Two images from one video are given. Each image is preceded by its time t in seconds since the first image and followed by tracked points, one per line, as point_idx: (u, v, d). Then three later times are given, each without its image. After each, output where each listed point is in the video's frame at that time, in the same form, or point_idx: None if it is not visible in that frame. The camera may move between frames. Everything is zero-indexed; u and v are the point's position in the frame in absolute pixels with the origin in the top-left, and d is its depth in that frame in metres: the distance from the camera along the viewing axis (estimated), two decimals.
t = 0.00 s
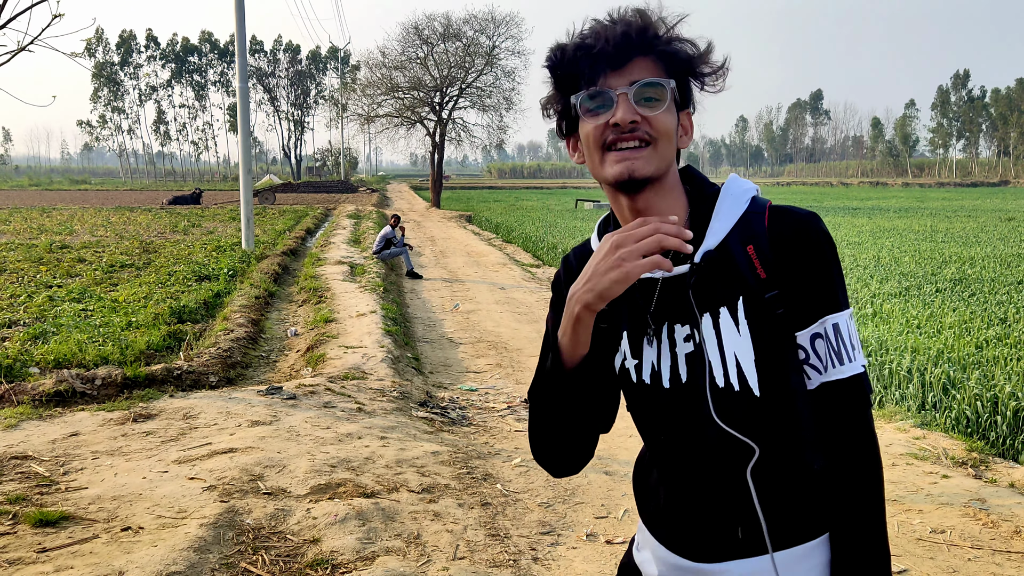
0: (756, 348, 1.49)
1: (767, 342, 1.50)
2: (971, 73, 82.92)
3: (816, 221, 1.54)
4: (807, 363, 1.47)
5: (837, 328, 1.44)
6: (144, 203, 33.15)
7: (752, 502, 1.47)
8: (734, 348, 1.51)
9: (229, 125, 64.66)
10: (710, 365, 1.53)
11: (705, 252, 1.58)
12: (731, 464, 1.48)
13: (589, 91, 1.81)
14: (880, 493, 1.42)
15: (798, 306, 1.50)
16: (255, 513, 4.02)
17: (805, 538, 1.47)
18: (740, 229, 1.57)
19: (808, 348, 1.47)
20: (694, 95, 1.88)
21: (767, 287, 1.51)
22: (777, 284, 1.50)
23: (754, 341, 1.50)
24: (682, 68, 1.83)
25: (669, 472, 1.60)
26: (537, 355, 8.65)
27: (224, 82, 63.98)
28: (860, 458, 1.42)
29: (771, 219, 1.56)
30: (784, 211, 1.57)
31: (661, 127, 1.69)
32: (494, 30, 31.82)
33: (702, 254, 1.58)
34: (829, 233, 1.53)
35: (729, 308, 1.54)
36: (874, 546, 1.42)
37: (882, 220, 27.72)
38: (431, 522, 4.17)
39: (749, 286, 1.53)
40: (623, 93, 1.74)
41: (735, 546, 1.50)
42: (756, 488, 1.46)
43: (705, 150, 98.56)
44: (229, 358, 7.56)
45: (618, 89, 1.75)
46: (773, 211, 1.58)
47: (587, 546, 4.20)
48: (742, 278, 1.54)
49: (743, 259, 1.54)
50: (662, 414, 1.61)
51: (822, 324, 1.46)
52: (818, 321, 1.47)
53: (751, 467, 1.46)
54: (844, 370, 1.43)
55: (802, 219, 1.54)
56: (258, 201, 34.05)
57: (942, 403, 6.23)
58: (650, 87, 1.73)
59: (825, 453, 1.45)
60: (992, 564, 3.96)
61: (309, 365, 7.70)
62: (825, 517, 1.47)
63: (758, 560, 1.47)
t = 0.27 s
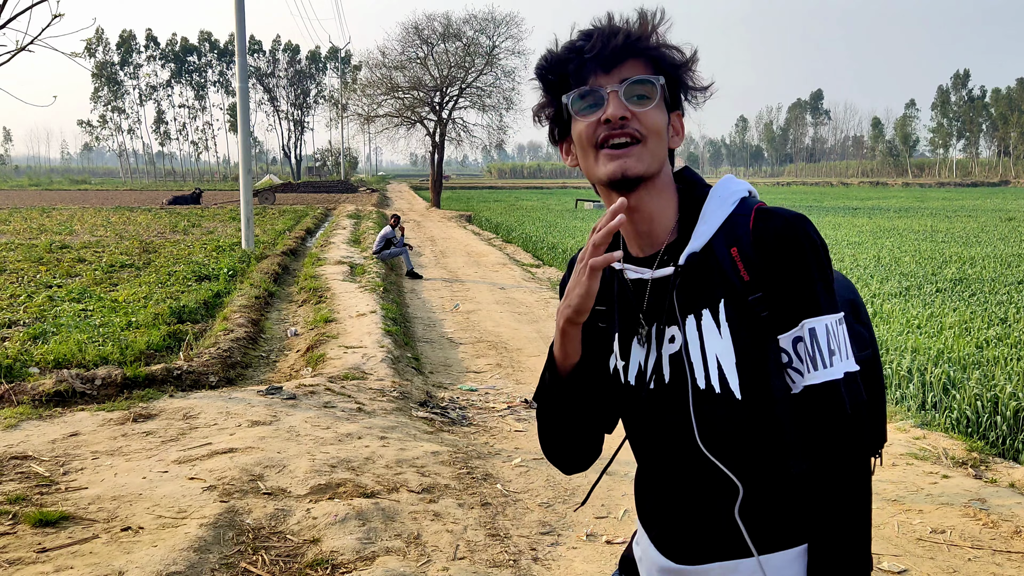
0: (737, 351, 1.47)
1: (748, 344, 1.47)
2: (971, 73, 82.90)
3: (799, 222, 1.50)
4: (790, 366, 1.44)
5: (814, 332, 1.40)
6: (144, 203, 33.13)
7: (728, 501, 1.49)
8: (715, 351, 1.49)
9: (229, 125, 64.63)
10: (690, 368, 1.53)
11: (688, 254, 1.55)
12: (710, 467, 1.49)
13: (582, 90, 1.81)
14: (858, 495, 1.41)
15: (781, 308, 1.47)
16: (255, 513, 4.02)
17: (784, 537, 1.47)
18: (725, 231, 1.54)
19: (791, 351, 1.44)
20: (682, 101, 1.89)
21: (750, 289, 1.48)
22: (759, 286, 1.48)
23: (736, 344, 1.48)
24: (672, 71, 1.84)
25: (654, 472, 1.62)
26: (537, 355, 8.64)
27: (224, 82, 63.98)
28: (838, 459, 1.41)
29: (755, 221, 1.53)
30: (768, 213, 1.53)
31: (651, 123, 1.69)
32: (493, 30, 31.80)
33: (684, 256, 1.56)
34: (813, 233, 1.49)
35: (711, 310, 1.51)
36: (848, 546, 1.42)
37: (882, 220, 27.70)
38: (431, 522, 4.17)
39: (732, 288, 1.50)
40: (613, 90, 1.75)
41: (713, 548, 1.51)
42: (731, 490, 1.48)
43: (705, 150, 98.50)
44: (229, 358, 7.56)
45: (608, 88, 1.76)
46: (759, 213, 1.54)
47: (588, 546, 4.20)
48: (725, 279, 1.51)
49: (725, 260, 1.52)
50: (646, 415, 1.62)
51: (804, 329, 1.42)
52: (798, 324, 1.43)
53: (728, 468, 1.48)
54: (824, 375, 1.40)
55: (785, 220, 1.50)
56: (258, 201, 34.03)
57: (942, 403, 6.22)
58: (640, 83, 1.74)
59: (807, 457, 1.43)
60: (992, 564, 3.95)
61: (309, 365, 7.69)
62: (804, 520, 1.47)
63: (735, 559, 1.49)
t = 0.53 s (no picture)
0: (731, 351, 1.46)
1: (743, 344, 1.46)
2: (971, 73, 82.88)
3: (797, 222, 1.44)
4: (781, 368, 1.41)
5: (801, 334, 1.36)
6: (144, 203, 33.12)
7: (723, 500, 1.50)
8: (710, 351, 1.49)
9: (229, 125, 64.61)
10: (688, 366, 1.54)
11: (685, 254, 1.56)
12: (708, 462, 1.52)
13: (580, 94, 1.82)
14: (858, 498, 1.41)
15: (773, 308, 1.43)
16: (255, 513, 4.02)
17: (778, 542, 1.45)
18: (721, 232, 1.52)
19: (782, 353, 1.41)
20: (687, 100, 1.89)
21: (743, 290, 1.46)
22: (753, 287, 1.45)
23: (730, 344, 1.47)
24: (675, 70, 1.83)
25: (657, 469, 1.64)
26: (537, 355, 8.64)
27: (224, 82, 63.97)
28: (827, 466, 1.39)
29: (750, 221, 1.48)
30: (765, 212, 1.48)
31: (647, 123, 1.69)
32: (493, 30, 31.79)
33: (682, 256, 1.57)
34: (809, 235, 1.42)
35: (706, 310, 1.51)
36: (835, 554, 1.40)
37: (882, 220, 27.68)
38: (431, 522, 4.16)
39: (727, 288, 1.49)
40: (610, 94, 1.75)
41: (708, 546, 1.53)
42: (724, 490, 1.50)
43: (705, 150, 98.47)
44: (229, 358, 7.55)
45: (606, 92, 1.76)
46: (754, 213, 1.50)
47: (588, 546, 4.20)
48: (720, 279, 1.50)
49: (722, 262, 1.50)
50: (648, 410, 1.65)
51: (792, 331, 1.38)
52: (789, 326, 1.40)
53: (722, 465, 1.50)
54: (810, 379, 1.35)
55: (779, 220, 1.44)
56: (258, 201, 34.02)
57: (942, 403, 6.22)
58: (636, 85, 1.73)
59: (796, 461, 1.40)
60: (992, 565, 3.95)
61: (309, 365, 7.69)
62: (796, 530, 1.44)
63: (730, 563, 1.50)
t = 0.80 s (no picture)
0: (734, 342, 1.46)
1: (746, 338, 1.47)
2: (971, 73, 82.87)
3: (804, 220, 1.39)
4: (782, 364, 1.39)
5: (799, 330, 1.34)
6: (144, 203, 33.11)
7: (724, 492, 1.52)
8: (713, 343, 1.48)
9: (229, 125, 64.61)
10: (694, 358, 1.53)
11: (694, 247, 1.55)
12: (711, 453, 1.53)
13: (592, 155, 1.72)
14: (860, 505, 1.35)
15: (775, 300, 1.40)
16: (254, 513, 4.01)
17: (776, 540, 1.47)
18: (728, 228, 1.49)
19: (783, 348, 1.39)
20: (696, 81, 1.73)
21: (749, 283, 1.44)
22: (757, 282, 1.43)
23: (733, 335, 1.47)
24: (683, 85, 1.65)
25: (664, 459, 1.66)
26: (537, 355, 8.63)
27: (224, 82, 63.97)
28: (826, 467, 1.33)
29: (759, 214, 1.45)
30: (774, 207, 1.44)
31: (677, 179, 1.62)
32: (493, 29, 31.78)
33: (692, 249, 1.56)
34: (814, 234, 1.38)
35: (713, 301, 1.50)
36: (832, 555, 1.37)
37: (882, 220, 27.69)
38: (431, 522, 4.15)
39: (732, 280, 1.48)
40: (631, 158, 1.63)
41: (707, 535, 1.56)
42: (725, 483, 1.51)
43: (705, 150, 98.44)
44: (229, 358, 7.54)
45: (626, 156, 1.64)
46: (765, 208, 1.46)
47: (587, 546, 4.19)
48: (727, 271, 1.49)
49: (731, 258, 1.48)
50: (655, 401, 1.65)
51: (791, 327, 1.36)
52: (789, 321, 1.37)
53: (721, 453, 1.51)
54: (804, 376, 1.32)
55: (787, 217, 1.41)
56: (258, 201, 34.03)
57: (942, 404, 6.22)
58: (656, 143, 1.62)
59: (790, 456, 1.38)
60: (993, 565, 3.94)
61: (308, 365, 7.68)
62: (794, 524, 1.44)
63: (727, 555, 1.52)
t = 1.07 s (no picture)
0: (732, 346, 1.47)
1: (744, 343, 1.46)
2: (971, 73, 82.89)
3: (805, 223, 1.40)
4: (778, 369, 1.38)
5: (799, 336, 1.32)
6: (145, 203, 33.16)
7: (721, 496, 1.53)
8: (713, 346, 1.50)
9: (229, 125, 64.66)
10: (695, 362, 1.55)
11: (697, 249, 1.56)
12: (709, 457, 1.55)
13: (603, 116, 1.79)
14: (854, 521, 1.35)
15: (771, 305, 1.40)
16: (255, 513, 4.03)
17: (771, 548, 1.44)
18: (731, 231, 1.50)
19: (781, 355, 1.36)
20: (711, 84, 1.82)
21: (747, 287, 1.44)
22: (756, 285, 1.43)
23: (731, 340, 1.47)
24: (695, 67, 1.74)
25: (671, 460, 1.70)
26: (537, 355, 8.65)
27: (224, 82, 64.00)
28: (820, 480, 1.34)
29: (759, 219, 1.45)
30: (775, 212, 1.44)
31: (678, 148, 1.68)
32: (493, 30, 31.81)
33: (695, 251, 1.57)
34: (812, 238, 1.38)
35: (712, 305, 1.51)
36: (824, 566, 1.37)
37: (882, 220, 27.72)
38: (431, 521, 4.18)
39: (732, 283, 1.47)
40: (637, 119, 1.72)
41: (703, 539, 1.56)
42: (721, 487, 1.52)
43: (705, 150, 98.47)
44: (230, 358, 7.57)
45: (632, 115, 1.73)
46: (766, 213, 1.46)
47: (587, 545, 4.21)
48: (727, 274, 1.49)
49: (731, 262, 1.48)
50: (666, 401, 1.72)
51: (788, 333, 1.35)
52: (788, 327, 1.35)
53: (719, 457, 1.52)
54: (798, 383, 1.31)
55: (786, 221, 1.40)
56: (258, 201, 34.07)
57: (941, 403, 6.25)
58: (663, 107, 1.71)
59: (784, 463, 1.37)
60: (992, 564, 3.96)
61: (309, 365, 7.70)
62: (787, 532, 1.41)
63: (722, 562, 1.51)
